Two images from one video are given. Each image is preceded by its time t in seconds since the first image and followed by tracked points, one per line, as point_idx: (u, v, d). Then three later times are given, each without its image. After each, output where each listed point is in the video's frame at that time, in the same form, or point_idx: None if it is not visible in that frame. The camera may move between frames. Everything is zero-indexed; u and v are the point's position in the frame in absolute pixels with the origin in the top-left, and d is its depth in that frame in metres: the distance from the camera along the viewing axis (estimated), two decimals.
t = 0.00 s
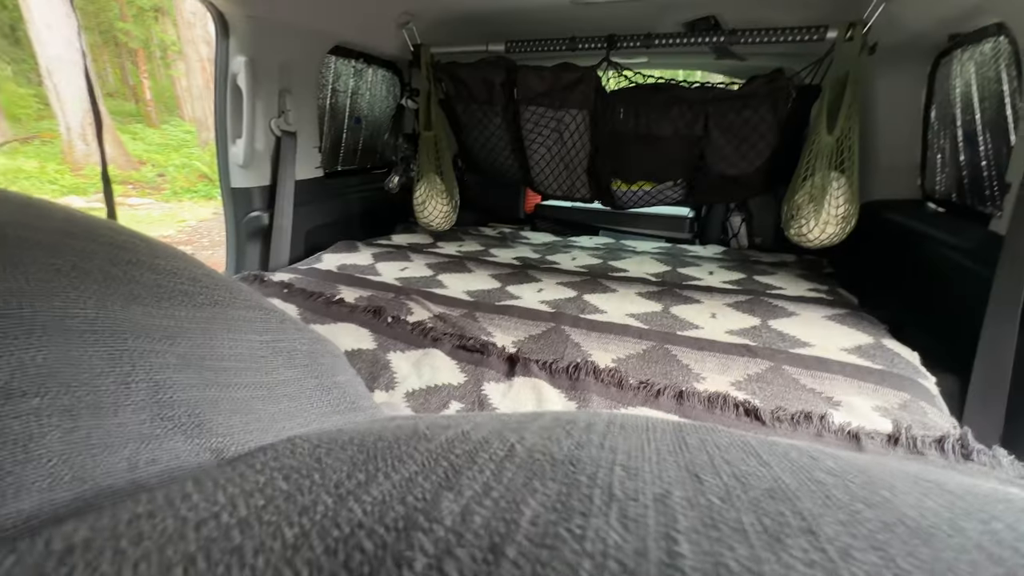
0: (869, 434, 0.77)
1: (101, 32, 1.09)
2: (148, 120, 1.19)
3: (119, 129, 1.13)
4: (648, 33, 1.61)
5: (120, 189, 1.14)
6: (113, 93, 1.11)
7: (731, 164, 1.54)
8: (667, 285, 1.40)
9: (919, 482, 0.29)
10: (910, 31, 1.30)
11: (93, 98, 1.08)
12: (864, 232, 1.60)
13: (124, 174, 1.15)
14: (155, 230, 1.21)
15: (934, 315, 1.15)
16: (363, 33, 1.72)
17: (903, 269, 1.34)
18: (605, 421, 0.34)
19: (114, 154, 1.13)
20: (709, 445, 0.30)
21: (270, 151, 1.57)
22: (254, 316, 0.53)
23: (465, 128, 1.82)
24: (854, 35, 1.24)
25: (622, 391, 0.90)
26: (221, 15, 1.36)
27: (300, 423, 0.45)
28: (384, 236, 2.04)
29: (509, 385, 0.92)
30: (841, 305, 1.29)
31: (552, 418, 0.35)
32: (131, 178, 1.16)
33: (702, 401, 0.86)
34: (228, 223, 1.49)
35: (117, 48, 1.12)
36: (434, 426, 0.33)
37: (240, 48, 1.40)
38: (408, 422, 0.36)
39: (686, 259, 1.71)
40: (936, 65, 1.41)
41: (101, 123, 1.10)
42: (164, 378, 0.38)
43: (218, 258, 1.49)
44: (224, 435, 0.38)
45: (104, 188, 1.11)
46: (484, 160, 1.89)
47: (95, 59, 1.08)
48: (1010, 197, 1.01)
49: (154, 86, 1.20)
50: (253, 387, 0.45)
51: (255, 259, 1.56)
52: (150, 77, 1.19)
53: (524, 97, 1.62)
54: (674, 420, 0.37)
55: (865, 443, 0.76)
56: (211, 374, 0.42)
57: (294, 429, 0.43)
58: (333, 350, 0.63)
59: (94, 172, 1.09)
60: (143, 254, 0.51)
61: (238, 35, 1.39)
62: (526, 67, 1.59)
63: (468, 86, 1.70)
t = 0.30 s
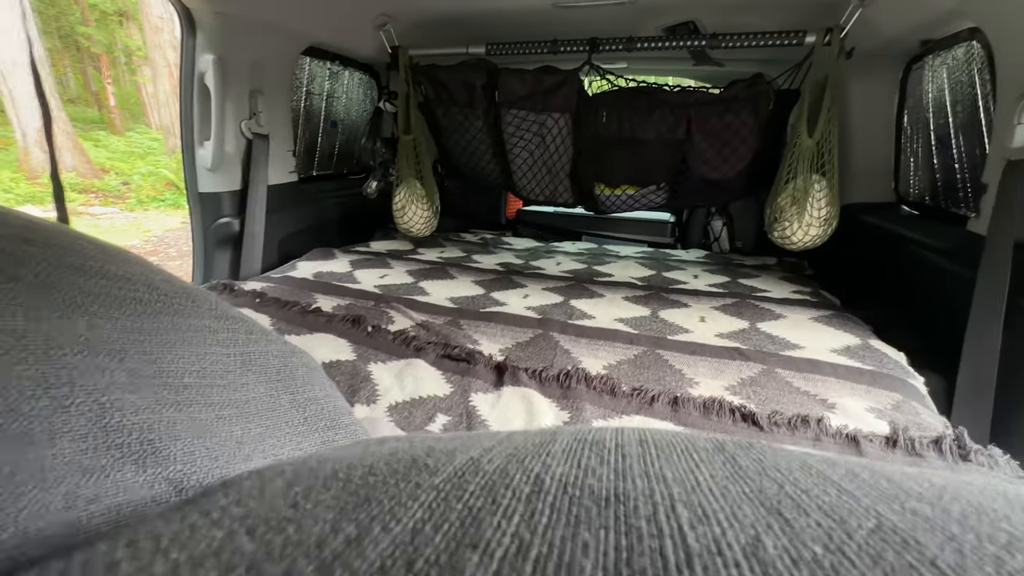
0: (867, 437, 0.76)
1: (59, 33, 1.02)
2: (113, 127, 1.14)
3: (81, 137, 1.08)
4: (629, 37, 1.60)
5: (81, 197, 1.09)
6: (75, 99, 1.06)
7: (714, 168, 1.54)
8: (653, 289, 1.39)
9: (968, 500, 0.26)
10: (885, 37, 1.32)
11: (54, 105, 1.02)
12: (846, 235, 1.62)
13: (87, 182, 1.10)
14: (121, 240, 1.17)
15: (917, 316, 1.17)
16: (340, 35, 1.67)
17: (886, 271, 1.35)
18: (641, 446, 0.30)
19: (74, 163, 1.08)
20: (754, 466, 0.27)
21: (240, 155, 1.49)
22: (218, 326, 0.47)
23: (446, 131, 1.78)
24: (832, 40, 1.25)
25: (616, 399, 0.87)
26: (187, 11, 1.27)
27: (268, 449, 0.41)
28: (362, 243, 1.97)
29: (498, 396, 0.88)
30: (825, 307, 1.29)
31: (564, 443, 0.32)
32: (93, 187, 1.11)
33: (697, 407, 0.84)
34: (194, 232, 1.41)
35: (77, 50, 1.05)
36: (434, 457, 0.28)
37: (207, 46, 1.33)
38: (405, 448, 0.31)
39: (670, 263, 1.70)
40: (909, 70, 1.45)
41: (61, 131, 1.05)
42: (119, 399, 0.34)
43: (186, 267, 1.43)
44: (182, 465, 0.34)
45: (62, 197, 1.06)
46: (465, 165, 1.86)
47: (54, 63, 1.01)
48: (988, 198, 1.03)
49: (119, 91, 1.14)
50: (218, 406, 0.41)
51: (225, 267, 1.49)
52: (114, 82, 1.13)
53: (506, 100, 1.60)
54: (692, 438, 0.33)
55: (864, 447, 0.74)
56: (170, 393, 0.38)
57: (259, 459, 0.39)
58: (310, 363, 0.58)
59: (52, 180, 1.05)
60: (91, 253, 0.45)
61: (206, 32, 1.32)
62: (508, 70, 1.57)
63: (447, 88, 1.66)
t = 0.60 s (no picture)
0: (854, 448, 0.74)
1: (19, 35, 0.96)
2: (80, 132, 1.05)
3: (45, 143, 1.00)
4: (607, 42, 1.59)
5: (43, 207, 1.01)
6: (38, 103, 0.98)
7: (692, 173, 1.54)
8: (634, 296, 1.36)
9: (985, 574, 0.23)
10: (857, 44, 1.34)
11: (13, 109, 0.95)
12: (824, 240, 1.64)
13: (49, 191, 1.00)
14: (83, 250, 1.07)
15: (896, 320, 1.17)
16: (311, 38, 1.62)
17: (864, 276, 1.36)
18: (624, 511, 0.29)
19: (37, 170, 0.99)
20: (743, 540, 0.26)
21: (204, 161, 1.42)
22: (156, 350, 0.43)
23: (422, 137, 1.74)
24: (807, 46, 1.26)
25: (598, 413, 0.83)
26: (145, 10, 1.21)
27: (210, 489, 0.38)
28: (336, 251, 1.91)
29: (476, 413, 0.83)
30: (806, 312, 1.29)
31: (526, 522, 0.29)
32: (57, 196, 1.02)
33: (682, 420, 0.81)
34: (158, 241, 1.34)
35: (41, 52, 0.99)
36: (367, 538, 0.26)
37: (167, 46, 1.27)
38: (342, 519, 0.30)
39: (650, 269, 1.69)
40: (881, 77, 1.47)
41: (22, 137, 0.96)
42: (25, 445, 0.30)
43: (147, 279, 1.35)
44: (100, 518, 0.31)
45: (21, 207, 0.98)
46: (443, 170, 1.82)
47: (16, 67, 0.95)
48: (962, 203, 1.03)
49: (86, 96, 1.08)
50: (148, 445, 0.37)
51: (189, 278, 1.42)
52: (82, 87, 1.06)
53: (483, 105, 1.56)
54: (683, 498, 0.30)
55: (851, 458, 0.72)
56: (88, 435, 0.34)
57: (195, 503, 0.36)
58: (268, 389, 0.53)
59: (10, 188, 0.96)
60: (8, 269, 0.40)
61: (164, 31, 1.26)
62: (485, 74, 1.53)
63: (423, 93, 1.62)
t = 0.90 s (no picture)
0: (843, 462, 0.73)
1: None
2: (51, 137, 1.09)
3: (14, 147, 1.02)
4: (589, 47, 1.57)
5: (12, 211, 1.03)
6: (7, 107, 1.01)
7: (676, 179, 1.53)
8: (619, 305, 1.35)
9: None
10: (837, 51, 1.34)
11: None
12: (806, 245, 1.64)
13: (18, 196, 1.04)
14: (52, 258, 1.12)
15: (880, 327, 1.17)
16: (285, 42, 1.58)
17: (847, 282, 1.36)
18: None
19: (5, 173, 1.02)
20: None
21: (172, 170, 1.36)
22: (96, 390, 0.37)
23: (403, 143, 1.70)
24: (788, 53, 1.26)
25: (584, 430, 0.81)
26: (106, 11, 1.16)
27: (153, 543, 0.35)
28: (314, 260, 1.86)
29: (457, 432, 0.80)
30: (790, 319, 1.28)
31: None
32: (26, 201, 1.05)
33: (670, 436, 0.79)
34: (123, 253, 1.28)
35: (12, 55, 1.01)
36: None
37: (131, 50, 1.21)
38: None
39: (635, 275, 1.67)
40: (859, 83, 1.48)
41: None
42: None
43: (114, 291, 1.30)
44: None
45: None
46: (424, 177, 1.79)
47: None
48: (942, 209, 1.04)
49: (58, 100, 1.10)
50: (79, 500, 0.33)
51: (158, 291, 1.36)
52: (53, 90, 1.09)
53: (464, 111, 1.54)
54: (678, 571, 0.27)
55: (841, 473, 0.71)
56: (7, 494, 0.31)
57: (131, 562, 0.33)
58: (233, 426, 0.49)
59: None
60: None
61: (128, 35, 1.20)
62: (466, 80, 1.51)
63: (403, 98, 1.58)
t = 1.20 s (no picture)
0: (840, 482, 0.70)
1: None
2: (22, 142, 1.08)
3: None
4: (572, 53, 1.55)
5: None
6: None
7: (661, 187, 1.51)
8: (607, 316, 1.32)
9: None
10: (819, 59, 1.34)
11: None
12: (792, 252, 1.63)
13: None
14: (23, 268, 1.11)
15: (868, 336, 1.16)
16: (259, 47, 1.52)
17: (834, 290, 1.36)
18: None
19: None
20: None
21: (138, 181, 1.30)
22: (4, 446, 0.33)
23: (383, 151, 1.66)
24: (771, 60, 1.25)
25: (572, 453, 0.77)
26: (63, 14, 1.10)
27: None
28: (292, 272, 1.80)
29: (438, 459, 0.76)
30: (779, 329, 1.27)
31: None
32: None
33: (661, 458, 0.75)
34: (85, 270, 1.22)
35: None
36: None
37: (91, 55, 1.15)
38: None
39: (622, 284, 1.65)
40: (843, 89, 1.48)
41: None
42: None
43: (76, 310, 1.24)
44: None
45: None
46: (405, 185, 1.74)
47: None
48: (928, 218, 1.03)
49: (30, 105, 1.08)
50: None
51: (123, 308, 1.29)
52: (25, 94, 1.07)
53: (446, 118, 1.50)
54: None
55: (838, 495, 0.68)
56: None
57: None
58: (188, 477, 0.44)
59: None
60: None
61: (87, 39, 1.14)
62: (447, 86, 1.47)
63: (382, 104, 1.54)
